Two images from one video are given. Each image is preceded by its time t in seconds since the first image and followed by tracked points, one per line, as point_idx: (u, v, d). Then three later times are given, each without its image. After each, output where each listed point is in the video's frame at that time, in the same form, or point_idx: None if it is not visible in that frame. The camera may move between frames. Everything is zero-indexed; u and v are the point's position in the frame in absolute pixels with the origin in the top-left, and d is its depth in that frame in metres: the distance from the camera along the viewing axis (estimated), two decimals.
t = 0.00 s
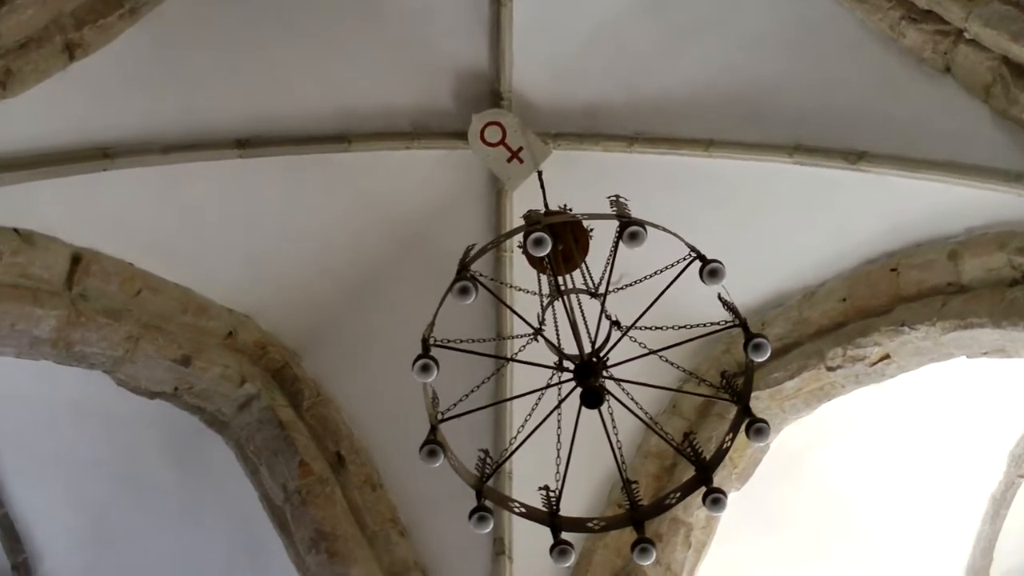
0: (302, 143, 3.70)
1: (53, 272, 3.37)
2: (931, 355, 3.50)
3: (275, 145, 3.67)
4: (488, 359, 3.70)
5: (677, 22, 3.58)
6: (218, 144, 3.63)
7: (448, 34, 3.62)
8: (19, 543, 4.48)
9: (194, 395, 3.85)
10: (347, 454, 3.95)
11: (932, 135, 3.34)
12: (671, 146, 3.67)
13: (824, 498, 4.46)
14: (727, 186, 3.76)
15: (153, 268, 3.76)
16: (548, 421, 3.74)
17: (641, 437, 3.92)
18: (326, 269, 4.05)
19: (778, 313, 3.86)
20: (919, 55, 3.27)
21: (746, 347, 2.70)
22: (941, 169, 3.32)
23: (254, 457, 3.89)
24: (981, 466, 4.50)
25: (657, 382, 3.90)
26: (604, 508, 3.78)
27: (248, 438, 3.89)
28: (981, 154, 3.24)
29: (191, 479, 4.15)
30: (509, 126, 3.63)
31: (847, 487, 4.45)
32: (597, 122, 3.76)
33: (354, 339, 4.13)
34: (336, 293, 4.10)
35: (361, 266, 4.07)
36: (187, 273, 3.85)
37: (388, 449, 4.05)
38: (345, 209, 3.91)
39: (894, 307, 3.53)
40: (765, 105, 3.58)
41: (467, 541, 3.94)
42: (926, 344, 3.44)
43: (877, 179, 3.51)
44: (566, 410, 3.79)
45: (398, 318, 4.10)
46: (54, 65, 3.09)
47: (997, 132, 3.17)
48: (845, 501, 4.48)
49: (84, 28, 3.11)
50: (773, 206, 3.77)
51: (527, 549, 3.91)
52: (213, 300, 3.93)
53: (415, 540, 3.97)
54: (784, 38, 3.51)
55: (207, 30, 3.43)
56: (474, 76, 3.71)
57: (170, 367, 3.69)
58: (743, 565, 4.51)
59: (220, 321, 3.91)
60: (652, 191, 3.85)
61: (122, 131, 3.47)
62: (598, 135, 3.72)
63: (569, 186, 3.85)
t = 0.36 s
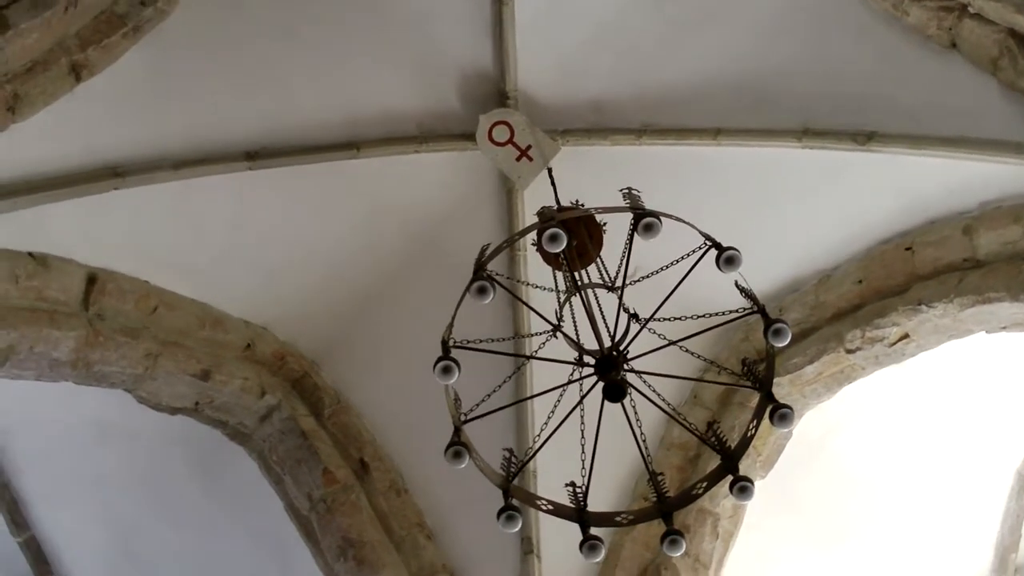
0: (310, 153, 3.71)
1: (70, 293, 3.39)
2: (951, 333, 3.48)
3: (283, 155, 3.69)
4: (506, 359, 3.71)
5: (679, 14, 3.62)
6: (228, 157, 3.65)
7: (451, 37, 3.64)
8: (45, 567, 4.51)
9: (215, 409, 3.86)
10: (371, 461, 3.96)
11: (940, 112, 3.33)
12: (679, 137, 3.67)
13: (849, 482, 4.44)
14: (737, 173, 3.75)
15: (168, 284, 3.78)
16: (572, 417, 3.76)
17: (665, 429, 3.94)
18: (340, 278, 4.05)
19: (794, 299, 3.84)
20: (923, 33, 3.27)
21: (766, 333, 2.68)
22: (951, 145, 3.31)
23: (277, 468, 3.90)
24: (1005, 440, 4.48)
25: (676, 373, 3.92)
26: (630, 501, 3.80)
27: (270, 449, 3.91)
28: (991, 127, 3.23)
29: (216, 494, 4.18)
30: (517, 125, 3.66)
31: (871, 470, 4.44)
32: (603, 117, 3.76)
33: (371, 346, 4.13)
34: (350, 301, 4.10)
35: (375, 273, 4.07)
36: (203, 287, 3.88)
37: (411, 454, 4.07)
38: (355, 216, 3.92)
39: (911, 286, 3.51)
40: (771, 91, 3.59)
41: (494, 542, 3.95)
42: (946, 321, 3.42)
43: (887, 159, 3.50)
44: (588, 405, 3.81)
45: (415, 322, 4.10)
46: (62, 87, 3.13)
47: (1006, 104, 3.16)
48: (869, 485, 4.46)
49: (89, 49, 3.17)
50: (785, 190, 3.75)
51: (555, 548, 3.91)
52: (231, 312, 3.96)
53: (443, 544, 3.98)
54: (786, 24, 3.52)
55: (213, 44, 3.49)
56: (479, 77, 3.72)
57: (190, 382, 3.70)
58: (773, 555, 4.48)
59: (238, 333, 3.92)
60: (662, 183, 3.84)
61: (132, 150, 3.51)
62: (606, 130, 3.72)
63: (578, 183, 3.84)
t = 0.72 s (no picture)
0: (320, 162, 3.73)
1: (86, 314, 3.41)
2: (969, 311, 3.46)
3: (292, 166, 3.71)
4: (524, 357, 3.74)
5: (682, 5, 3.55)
6: (238, 171, 3.68)
7: (453, 39, 3.65)
8: None
9: (236, 422, 3.88)
10: (394, 467, 3.99)
11: (948, 90, 3.32)
12: (687, 129, 3.67)
13: (872, 466, 4.43)
14: (747, 162, 3.76)
15: (183, 300, 3.81)
16: (595, 412, 3.78)
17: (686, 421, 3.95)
18: (355, 284, 4.08)
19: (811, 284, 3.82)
20: (927, 12, 3.26)
21: (784, 319, 2.67)
22: (960, 123, 3.30)
23: (301, 477, 3.94)
24: None
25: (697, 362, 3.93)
26: (655, 495, 3.80)
27: (293, 459, 3.94)
28: (1000, 103, 3.23)
29: (239, 509, 4.25)
30: (524, 124, 3.65)
31: (893, 453, 4.43)
32: (609, 112, 3.77)
33: (389, 350, 4.17)
34: (366, 306, 4.14)
35: (390, 278, 4.10)
36: (219, 302, 3.91)
37: (435, 457, 4.09)
38: (367, 222, 3.94)
39: (927, 266, 3.50)
40: (777, 78, 3.58)
41: (521, 543, 3.96)
42: (963, 300, 3.41)
43: (896, 140, 3.50)
44: (610, 401, 3.82)
45: (431, 324, 4.13)
46: (69, 108, 3.11)
47: (1012, 78, 3.16)
48: (893, 468, 4.46)
49: (95, 69, 3.12)
50: (795, 176, 3.76)
51: (582, 545, 3.91)
52: (247, 325, 3.98)
53: (469, 546, 4.00)
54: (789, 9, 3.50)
55: (217, 58, 3.45)
56: (484, 77, 3.73)
57: (210, 397, 3.72)
58: (799, 542, 4.48)
59: (254, 344, 3.94)
60: (672, 175, 3.85)
61: (141, 168, 3.52)
62: (613, 125, 3.73)
63: (589, 179, 3.87)
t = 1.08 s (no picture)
0: (329, 171, 3.74)
1: (103, 334, 3.39)
2: (986, 288, 3.44)
3: (301, 177, 3.72)
4: (542, 355, 3.75)
5: None
6: (248, 184, 3.69)
7: (456, 41, 3.65)
8: None
9: (257, 434, 3.89)
10: (417, 472, 4.04)
11: (954, 67, 3.31)
12: (694, 120, 3.66)
13: (896, 448, 4.43)
14: (755, 150, 3.75)
15: (198, 316, 3.82)
16: (617, 407, 3.80)
17: (708, 411, 3.96)
18: (371, 290, 4.12)
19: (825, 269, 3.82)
20: None
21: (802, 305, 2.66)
22: (968, 100, 3.29)
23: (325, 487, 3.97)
24: None
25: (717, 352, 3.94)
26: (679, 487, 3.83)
27: (316, 468, 3.96)
28: (1008, 78, 3.22)
29: (265, 520, 4.27)
30: (531, 123, 3.65)
31: (916, 434, 4.42)
32: (615, 107, 3.77)
33: (408, 354, 4.21)
34: (382, 312, 4.18)
35: (405, 282, 4.13)
36: (235, 315, 3.93)
37: (458, 459, 4.14)
38: (378, 228, 3.96)
39: (942, 245, 3.47)
40: (781, 64, 3.57)
41: (548, 542, 4.00)
42: (978, 277, 3.39)
43: (904, 120, 3.49)
44: (631, 395, 3.83)
45: (447, 326, 4.16)
46: (77, 130, 3.15)
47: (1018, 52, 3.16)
48: (917, 448, 4.45)
49: (100, 89, 3.15)
50: (805, 162, 3.75)
51: (608, 540, 3.94)
52: (264, 338, 4.02)
53: (495, 547, 4.05)
54: None
55: (222, 73, 3.48)
56: (489, 78, 3.73)
57: (231, 411, 3.74)
58: (827, 528, 4.49)
59: (272, 357, 3.97)
60: (682, 166, 3.85)
61: (150, 186, 3.55)
62: (620, 119, 3.71)
63: (599, 174, 3.87)
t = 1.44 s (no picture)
0: (338, 181, 3.75)
1: (122, 353, 3.44)
2: (1002, 265, 3.43)
3: (311, 187, 3.74)
4: (558, 352, 3.76)
5: None
6: (258, 197, 3.71)
7: (459, 44, 3.64)
8: None
9: (277, 445, 3.92)
10: (441, 476, 4.05)
11: (960, 45, 3.30)
12: (701, 111, 3.66)
13: (919, 429, 4.43)
14: (765, 138, 3.75)
15: (215, 331, 3.85)
16: (639, 401, 3.80)
17: (730, 402, 3.98)
18: (387, 296, 4.14)
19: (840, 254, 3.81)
20: None
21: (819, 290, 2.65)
22: (976, 77, 3.28)
23: (351, 495, 4.00)
24: None
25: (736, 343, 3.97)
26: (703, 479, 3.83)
27: (340, 476, 4.00)
28: (1015, 53, 3.21)
29: (290, 529, 4.33)
30: (538, 122, 3.63)
31: (937, 413, 4.41)
32: (622, 102, 3.77)
33: (427, 358, 4.23)
34: (399, 317, 4.21)
35: (420, 287, 4.15)
36: (251, 328, 3.96)
37: (481, 461, 4.15)
38: (389, 234, 3.97)
39: (953, 225, 3.49)
40: (786, 51, 3.56)
41: (574, 543, 4.00)
42: (994, 255, 3.39)
43: (912, 101, 3.48)
44: (652, 389, 3.84)
45: (464, 328, 4.17)
46: (87, 150, 3.18)
47: None
48: (938, 428, 4.45)
49: (107, 109, 3.17)
50: (814, 147, 3.74)
51: (635, 536, 3.93)
52: (283, 350, 4.06)
53: (523, 547, 4.05)
54: None
55: (227, 86, 3.49)
56: (494, 79, 3.73)
57: (252, 423, 3.77)
58: (852, 512, 4.45)
59: (292, 368, 4.03)
60: (692, 158, 3.85)
61: (161, 204, 3.56)
62: (628, 113, 3.73)
63: (610, 169, 3.88)
